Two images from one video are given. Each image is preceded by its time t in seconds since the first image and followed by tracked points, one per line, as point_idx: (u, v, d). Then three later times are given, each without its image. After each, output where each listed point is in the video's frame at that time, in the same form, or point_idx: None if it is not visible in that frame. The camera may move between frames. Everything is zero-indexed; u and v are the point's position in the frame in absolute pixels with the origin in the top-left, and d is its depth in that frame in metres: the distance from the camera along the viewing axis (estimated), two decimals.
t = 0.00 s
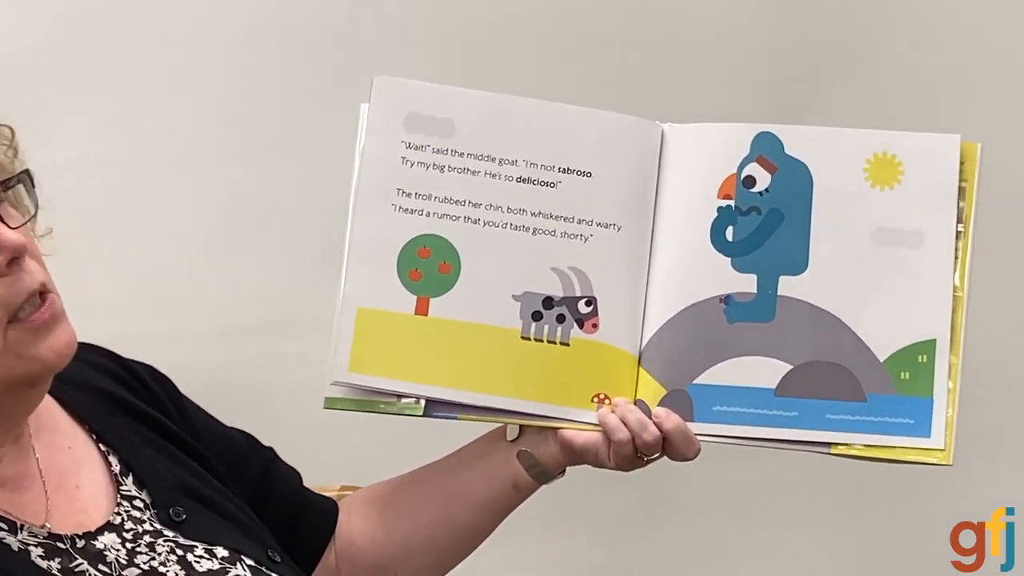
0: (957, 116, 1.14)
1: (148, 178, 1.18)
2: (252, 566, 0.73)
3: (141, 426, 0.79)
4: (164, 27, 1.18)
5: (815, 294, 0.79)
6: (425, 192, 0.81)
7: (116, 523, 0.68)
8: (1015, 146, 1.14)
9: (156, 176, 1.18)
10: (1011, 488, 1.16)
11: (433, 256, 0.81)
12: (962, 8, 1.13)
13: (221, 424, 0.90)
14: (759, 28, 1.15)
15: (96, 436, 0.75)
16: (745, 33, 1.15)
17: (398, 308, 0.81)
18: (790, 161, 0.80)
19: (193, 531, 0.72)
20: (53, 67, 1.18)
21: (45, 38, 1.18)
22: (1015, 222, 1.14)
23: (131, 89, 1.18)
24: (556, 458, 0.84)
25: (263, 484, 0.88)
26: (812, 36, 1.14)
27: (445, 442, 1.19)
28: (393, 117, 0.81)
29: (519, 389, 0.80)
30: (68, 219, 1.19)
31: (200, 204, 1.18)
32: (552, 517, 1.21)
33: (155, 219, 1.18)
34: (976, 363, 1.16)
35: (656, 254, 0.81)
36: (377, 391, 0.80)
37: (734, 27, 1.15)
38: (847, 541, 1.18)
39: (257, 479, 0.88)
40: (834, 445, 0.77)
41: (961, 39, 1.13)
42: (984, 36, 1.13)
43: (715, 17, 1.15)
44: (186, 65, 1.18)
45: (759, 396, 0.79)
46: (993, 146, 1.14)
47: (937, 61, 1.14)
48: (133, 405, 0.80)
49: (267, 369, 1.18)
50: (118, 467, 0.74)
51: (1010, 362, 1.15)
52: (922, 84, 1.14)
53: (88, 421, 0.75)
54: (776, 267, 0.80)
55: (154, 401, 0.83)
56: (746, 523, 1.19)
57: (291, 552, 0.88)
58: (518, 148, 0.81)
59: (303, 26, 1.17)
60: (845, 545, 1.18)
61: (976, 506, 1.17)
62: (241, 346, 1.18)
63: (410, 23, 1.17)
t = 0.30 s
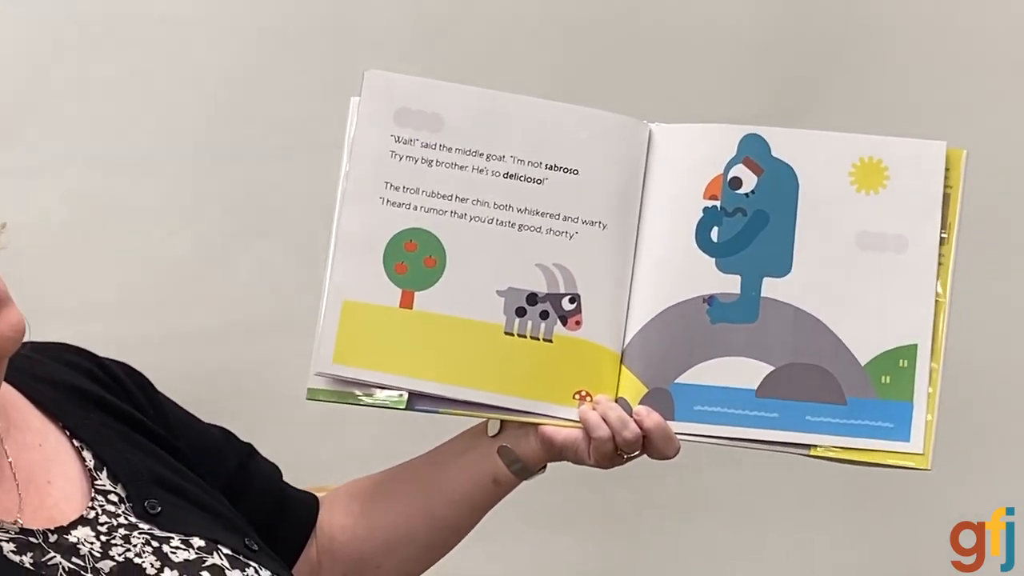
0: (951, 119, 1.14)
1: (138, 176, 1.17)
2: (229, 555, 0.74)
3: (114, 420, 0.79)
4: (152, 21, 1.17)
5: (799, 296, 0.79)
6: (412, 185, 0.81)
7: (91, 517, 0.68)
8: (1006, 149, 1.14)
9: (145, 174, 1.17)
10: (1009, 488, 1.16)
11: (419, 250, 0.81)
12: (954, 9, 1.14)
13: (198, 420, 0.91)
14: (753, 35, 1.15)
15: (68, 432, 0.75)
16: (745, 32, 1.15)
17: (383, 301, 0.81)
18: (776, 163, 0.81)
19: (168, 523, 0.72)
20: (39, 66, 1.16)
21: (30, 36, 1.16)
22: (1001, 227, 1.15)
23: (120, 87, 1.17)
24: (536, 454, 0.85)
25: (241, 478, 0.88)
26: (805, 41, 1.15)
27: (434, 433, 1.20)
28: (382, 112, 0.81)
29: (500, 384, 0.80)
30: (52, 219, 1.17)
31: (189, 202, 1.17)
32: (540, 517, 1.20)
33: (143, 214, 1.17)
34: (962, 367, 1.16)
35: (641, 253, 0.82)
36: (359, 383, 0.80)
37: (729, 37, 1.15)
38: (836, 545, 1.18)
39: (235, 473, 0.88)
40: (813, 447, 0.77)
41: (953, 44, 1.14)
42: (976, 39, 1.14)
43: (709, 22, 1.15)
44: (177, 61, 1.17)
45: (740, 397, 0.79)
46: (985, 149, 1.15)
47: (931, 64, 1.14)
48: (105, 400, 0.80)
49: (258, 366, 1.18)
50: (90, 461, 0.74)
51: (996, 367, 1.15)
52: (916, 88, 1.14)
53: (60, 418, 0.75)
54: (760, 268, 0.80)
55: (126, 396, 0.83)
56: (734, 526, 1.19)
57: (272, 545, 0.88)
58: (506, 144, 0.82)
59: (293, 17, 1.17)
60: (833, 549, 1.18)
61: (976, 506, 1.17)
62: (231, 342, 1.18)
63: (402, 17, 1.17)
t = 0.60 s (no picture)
0: (949, 124, 1.14)
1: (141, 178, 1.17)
2: (218, 549, 0.74)
3: (103, 418, 0.80)
4: (151, 20, 1.17)
5: (792, 300, 0.79)
6: (408, 184, 0.81)
7: (79, 513, 0.69)
8: (1005, 155, 1.15)
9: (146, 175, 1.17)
10: (1009, 488, 1.16)
11: (414, 249, 0.81)
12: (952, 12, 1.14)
13: (188, 420, 0.91)
14: (752, 41, 1.15)
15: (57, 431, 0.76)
16: (744, 31, 1.15)
17: (377, 300, 0.81)
18: (771, 166, 0.81)
19: (157, 518, 0.72)
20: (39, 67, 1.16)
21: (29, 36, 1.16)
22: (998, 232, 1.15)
23: (120, 88, 1.16)
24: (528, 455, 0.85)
25: (231, 477, 0.89)
26: (803, 45, 1.15)
27: (433, 430, 1.21)
28: (378, 112, 0.82)
29: (492, 384, 0.80)
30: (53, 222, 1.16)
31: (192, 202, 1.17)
32: (535, 519, 1.20)
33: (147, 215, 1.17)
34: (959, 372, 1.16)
35: (635, 255, 0.82)
36: (353, 381, 0.80)
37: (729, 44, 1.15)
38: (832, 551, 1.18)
39: (224, 472, 0.89)
40: (804, 451, 0.77)
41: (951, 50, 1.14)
42: (974, 44, 1.14)
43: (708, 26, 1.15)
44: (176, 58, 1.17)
45: (732, 400, 0.79)
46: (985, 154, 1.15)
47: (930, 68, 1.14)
48: (94, 399, 0.80)
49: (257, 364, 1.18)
50: (79, 459, 0.74)
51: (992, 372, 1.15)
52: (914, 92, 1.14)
53: (49, 417, 0.76)
54: (754, 272, 0.80)
55: (115, 395, 0.84)
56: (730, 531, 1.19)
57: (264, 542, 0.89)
58: (501, 144, 0.82)
59: (291, 14, 1.17)
60: (829, 554, 1.18)
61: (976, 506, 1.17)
62: (230, 340, 1.18)
63: (401, 16, 1.17)
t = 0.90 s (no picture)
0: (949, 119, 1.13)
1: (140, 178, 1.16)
2: (215, 547, 0.74)
3: (100, 418, 0.80)
4: (147, 17, 1.15)
5: (786, 294, 0.79)
6: (401, 184, 0.81)
7: (75, 513, 0.69)
8: (1004, 150, 1.13)
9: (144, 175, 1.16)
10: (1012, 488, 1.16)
11: (407, 249, 0.81)
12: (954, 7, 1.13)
13: (185, 420, 0.92)
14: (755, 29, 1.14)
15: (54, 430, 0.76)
16: (746, 24, 1.14)
17: (372, 300, 0.81)
18: (763, 160, 0.81)
19: (153, 517, 0.73)
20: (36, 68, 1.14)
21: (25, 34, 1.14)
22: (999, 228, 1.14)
23: (114, 85, 1.15)
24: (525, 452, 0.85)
25: (228, 476, 0.89)
26: (803, 39, 1.14)
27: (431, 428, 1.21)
28: (370, 112, 0.82)
29: (488, 382, 0.80)
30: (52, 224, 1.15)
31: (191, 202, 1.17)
32: (534, 516, 1.20)
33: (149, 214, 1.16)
34: (960, 369, 1.15)
35: (629, 251, 0.82)
36: (349, 381, 0.81)
37: (730, 35, 1.14)
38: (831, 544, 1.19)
39: (221, 472, 0.89)
40: (800, 445, 0.78)
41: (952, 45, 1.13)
42: (977, 35, 1.13)
43: (711, 16, 1.14)
44: (173, 58, 1.15)
45: (728, 395, 0.79)
46: (985, 150, 1.13)
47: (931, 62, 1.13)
48: (91, 399, 0.80)
49: (256, 363, 1.18)
50: (76, 458, 0.74)
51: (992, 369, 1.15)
52: (915, 87, 1.13)
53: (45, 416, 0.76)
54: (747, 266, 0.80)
55: (112, 395, 0.84)
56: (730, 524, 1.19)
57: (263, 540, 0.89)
58: (493, 143, 0.82)
59: (287, 11, 1.16)
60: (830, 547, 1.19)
61: (977, 506, 1.17)
62: (228, 339, 1.18)
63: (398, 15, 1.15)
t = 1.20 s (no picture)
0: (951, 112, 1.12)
1: (143, 178, 1.17)
2: (224, 549, 0.75)
3: (108, 419, 0.80)
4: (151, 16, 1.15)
5: (788, 287, 0.79)
6: (401, 186, 0.81)
7: (86, 514, 0.69)
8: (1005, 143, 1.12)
9: (147, 175, 1.17)
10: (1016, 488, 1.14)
11: (408, 251, 0.81)
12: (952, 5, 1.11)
13: (190, 418, 0.92)
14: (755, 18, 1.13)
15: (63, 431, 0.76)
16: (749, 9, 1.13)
17: (375, 303, 0.81)
18: (762, 153, 0.81)
19: (163, 519, 0.73)
20: (41, 66, 1.15)
21: (32, 34, 1.15)
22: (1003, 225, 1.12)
23: (118, 84, 1.16)
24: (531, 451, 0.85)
25: (233, 476, 0.89)
26: (806, 24, 1.12)
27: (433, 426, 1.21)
28: (367, 114, 0.82)
29: (493, 382, 0.81)
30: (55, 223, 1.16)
31: (193, 202, 1.17)
32: (534, 515, 1.19)
33: (152, 214, 1.17)
34: (965, 371, 1.14)
35: (630, 247, 0.82)
36: (353, 384, 0.81)
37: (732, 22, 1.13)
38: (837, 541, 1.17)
39: (226, 473, 0.89)
40: (806, 437, 0.78)
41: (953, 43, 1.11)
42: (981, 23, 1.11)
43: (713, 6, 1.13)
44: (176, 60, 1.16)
45: (732, 389, 0.79)
46: (984, 149, 1.12)
47: (929, 59, 1.11)
48: (99, 399, 0.81)
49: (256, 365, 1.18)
50: (85, 459, 0.75)
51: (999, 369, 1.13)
52: (916, 85, 1.11)
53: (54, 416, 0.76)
54: (749, 260, 0.80)
55: (119, 394, 0.84)
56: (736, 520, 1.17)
57: (266, 540, 0.89)
58: (492, 142, 0.82)
59: (290, 15, 1.16)
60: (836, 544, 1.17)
61: (976, 505, 1.15)
62: (232, 342, 1.18)
63: (398, 19, 1.15)
